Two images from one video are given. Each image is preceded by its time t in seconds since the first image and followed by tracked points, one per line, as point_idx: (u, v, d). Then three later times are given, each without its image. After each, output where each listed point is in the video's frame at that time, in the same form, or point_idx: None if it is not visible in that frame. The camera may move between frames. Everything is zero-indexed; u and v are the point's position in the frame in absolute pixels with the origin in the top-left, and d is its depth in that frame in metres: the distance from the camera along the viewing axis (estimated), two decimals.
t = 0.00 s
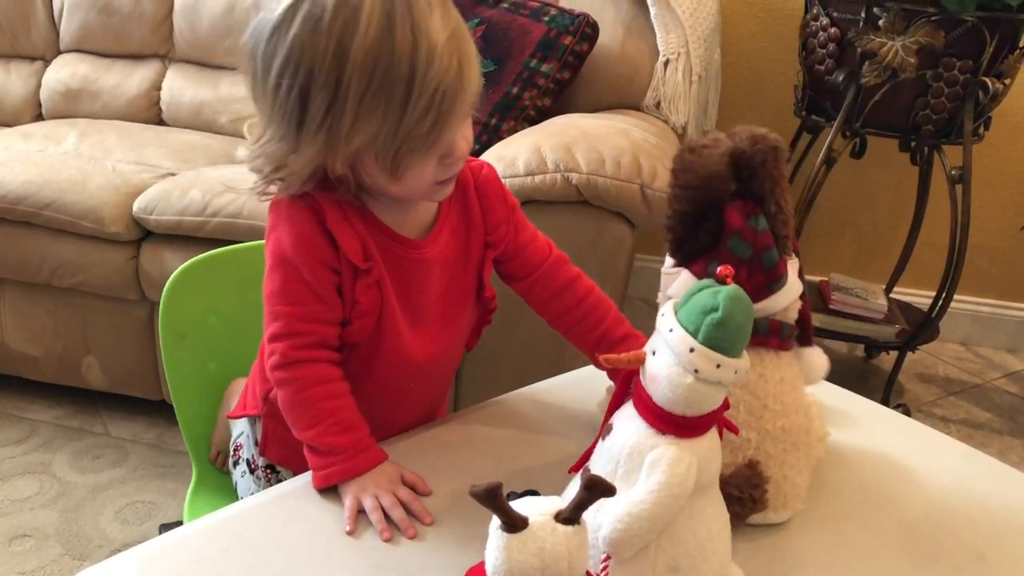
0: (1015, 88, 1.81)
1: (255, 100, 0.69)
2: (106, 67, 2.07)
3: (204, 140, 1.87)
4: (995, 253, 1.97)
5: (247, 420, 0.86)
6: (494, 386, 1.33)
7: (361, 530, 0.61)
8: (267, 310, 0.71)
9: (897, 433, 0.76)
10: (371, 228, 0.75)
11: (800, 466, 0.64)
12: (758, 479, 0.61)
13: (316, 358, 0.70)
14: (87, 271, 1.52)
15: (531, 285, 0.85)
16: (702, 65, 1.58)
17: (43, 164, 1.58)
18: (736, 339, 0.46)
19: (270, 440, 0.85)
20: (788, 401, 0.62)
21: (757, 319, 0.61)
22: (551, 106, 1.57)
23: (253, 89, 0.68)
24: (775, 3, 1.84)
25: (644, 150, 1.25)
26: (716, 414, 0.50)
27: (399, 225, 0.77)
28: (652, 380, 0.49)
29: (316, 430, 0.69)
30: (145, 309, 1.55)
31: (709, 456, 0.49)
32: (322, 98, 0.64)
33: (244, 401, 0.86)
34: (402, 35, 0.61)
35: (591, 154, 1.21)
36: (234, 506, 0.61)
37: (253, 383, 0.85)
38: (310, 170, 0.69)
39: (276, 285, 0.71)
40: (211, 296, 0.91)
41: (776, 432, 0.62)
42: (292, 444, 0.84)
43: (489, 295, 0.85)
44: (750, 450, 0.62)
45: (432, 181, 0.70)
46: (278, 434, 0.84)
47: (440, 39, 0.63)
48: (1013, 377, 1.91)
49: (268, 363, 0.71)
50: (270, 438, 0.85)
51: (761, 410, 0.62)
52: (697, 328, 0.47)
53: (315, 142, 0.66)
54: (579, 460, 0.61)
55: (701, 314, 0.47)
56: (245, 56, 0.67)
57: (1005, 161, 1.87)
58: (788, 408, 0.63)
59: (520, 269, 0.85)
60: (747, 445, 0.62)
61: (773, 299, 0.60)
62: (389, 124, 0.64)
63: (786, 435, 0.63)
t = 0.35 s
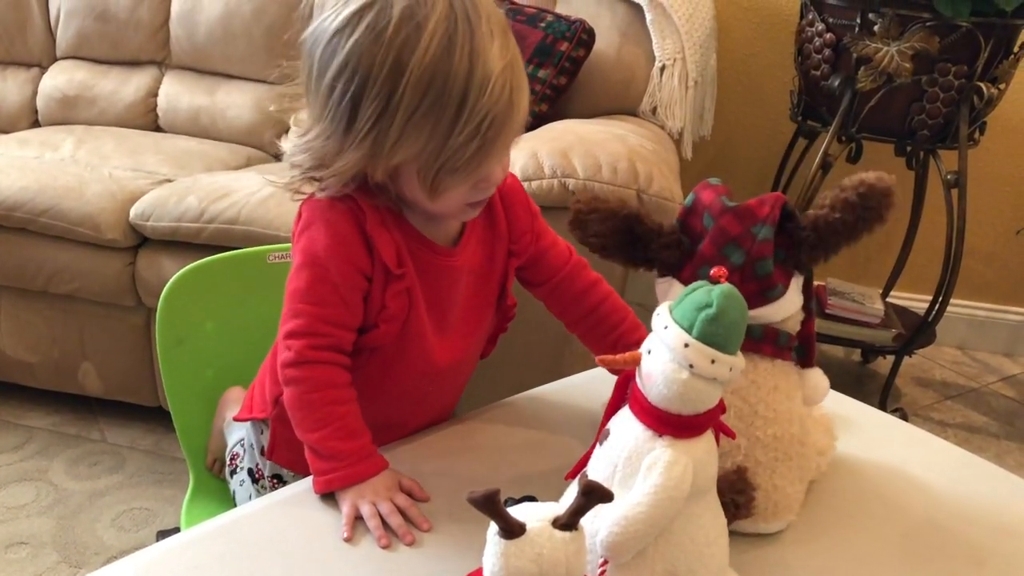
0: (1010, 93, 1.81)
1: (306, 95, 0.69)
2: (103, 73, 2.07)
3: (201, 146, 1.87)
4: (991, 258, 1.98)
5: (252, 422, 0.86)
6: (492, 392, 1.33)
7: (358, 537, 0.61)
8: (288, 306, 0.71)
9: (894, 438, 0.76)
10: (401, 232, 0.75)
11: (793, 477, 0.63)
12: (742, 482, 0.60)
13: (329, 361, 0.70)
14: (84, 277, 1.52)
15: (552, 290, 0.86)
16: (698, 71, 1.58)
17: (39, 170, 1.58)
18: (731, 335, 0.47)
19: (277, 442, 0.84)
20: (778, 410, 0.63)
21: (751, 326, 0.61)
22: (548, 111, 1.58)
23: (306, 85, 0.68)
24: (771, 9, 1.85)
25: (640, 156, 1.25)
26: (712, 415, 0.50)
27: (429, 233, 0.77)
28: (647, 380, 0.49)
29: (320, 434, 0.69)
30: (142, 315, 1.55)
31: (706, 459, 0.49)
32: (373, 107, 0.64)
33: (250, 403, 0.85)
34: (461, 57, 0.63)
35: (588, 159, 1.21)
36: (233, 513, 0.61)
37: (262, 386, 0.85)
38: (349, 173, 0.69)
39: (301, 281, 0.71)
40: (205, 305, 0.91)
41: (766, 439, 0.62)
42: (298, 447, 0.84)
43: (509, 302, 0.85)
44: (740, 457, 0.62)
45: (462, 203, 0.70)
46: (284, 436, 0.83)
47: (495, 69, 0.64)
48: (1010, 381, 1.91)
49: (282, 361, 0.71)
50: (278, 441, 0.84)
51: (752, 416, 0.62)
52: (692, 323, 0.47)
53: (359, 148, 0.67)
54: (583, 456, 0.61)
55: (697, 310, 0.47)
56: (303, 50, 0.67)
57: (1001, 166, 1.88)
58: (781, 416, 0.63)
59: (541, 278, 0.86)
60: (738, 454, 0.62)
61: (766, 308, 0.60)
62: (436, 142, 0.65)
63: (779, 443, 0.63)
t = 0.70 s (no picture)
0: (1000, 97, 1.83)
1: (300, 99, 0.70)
2: (96, 79, 2.07)
3: (194, 151, 1.87)
4: (981, 261, 1.99)
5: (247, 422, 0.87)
6: (485, 395, 1.33)
7: (350, 541, 0.61)
8: (284, 306, 0.71)
9: (884, 441, 0.77)
10: (396, 232, 0.75)
11: (782, 482, 0.64)
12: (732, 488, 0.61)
13: (326, 363, 0.71)
14: (77, 282, 1.51)
15: (546, 289, 0.86)
16: (690, 75, 1.59)
17: (32, 175, 1.58)
18: (717, 329, 0.47)
19: (270, 441, 0.84)
20: (768, 415, 0.63)
21: (741, 330, 0.61)
22: (541, 116, 1.58)
23: (301, 89, 0.69)
24: (763, 14, 1.86)
25: (633, 160, 1.26)
26: (702, 414, 0.51)
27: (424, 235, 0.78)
28: (636, 378, 0.50)
29: (314, 436, 0.69)
30: (135, 320, 1.55)
31: (697, 460, 0.50)
32: (363, 111, 0.65)
33: (246, 404, 0.86)
34: (450, 63, 0.64)
35: (580, 164, 1.22)
36: (226, 517, 0.61)
37: (258, 387, 0.85)
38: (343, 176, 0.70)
39: (298, 282, 0.71)
40: (197, 311, 0.91)
41: (755, 444, 0.63)
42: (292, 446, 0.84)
43: (501, 303, 0.87)
44: (728, 461, 0.63)
45: (453, 208, 0.71)
46: (278, 436, 0.83)
47: (484, 75, 0.65)
48: (1001, 384, 1.93)
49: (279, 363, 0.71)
50: (272, 441, 0.84)
51: (742, 422, 0.62)
52: (677, 318, 0.48)
53: (349, 152, 0.67)
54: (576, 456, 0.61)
55: (681, 306, 0.48)
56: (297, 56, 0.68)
57: (992, 169, 1.89)
58: (772, 421, 0.63)
59: (534, 278, 0.86)
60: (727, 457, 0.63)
61: (755, 313, 0.60)
62: (426, 145, 0.66)
63: (768, 448, 0.63)
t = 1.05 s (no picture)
0: (990, 100, 1.84)
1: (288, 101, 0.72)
2: (87, 84, 2.06)
3: (187, 157, 1.87)
4: (973, 264, 2.00)
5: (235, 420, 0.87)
6: (479, 400, 1.33)
7: (343, 547, 0.61)
8: (280, 308, 0.71)
9: (876, 444, 0.77)
10: (388, 231, 0.76)
11: (774, 488, 0.64)
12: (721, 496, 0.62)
13: (323, 365, 0.71)
14: (69, 288, 1.51)
15: (536, 277, 0.86)
16: (682, 80, 1.59)
17: (24, 181, 1.58)
18: (705, 329, 0.47)
19: (258, 438, 0.84)
20: (759, 421, 0.63)
21: (737, 336, 0.62)
22: (533, 121, 1.58)
23: (288, 91, 0.71)
24: (754, 18, 1.87)
25: (625, 164, 1.26)
26: (693, 416, 0.51)
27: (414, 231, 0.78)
28: (627, 380, 0.50)
29: (311, 439, 0.69)
30: (127, 326, 1.55)
31: (687, 461, 0.50)
32: (351, 105, 0.66)
33: (232, 402, 0.86)
34: (433, 52, 0.66)
35: (573, 168, 1.22)
36: (218, 523, 0.61)
37: (244, 386, 0.85)
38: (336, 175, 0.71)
39: (294, 284, 0.71)
40: (190, 315, 0.91)
41: (746, 450, 0.63)
42: (279, 442, 0.84)
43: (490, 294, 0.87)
44: (720, 466, 0.63)
45: (443, 199, 0.71)
46: (267, 433, 0.84)
47: (466, 63, 0.67)
48: (993, 386, 1.93)
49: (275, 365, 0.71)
50: (259, 436, 0.84)
51: (733, 427, 0.62)
52: (665, 319, 0.48)
53: (340, 147, 0.68)
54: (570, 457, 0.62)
55: (669, 307, 0.48)
56: (283, 59, 0.70)
57: (983, 172, 1.90)
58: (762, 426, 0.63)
59: (525, 268, 0.87)
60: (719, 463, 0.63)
61: (750, 321, 0.61)
62: (413, 134, 0.67)
63: (759, 453, 0.63)
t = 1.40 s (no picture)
0: (983, 104, 1.85)
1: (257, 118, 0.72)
2: (82, 90, 2.06)
3: (182, 162, 1.86)
4: (967, 267, 2.00)
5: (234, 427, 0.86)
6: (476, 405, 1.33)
7: (340, 553, 0.61)
8: (267, 319, 0.71)
9: (874, 447, 0.77)
10: (374, 238, 0.75)
11: (771, 492, 0.64)
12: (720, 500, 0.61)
13: (312, 372, 0.71)
14: (65, 294, 1.51)
15: (531, 270, 0.87)
16: (677, 84, 1.60)
17: (18, 188, 1.57)
18: (702, 332, 0.47)
19: (256, 443, 0.84)
20: (756, 424, 0.63)
21: (733, 341, 0.61)
22: (529, 125, 1.58)
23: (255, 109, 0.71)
24: (749, 22, 1.88)
25: (621, 169, 1.26)
26: (690, 418, 0.51)
27: (398, 237, 0.78)
28: (623, 382, 0.50)
29: (302, 446, 0.68)
30: (123, 332, 1.54)
31: (685, 466, 0.50)
32: (309, 117, 0.66)
33: (231, 410, 0.86)
34: (381, 53, 0.64)
35: (568, 172, 1.22)
36: (214, 529, 0.61)
37: (241, 392, 0.85)
38: (306, 184, 0.71)
39: (279, 295, 0.71)
40: (188, 320, 0.91)
41: (744, 453, 0.63)
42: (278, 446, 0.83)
43: (483, 297, 0.86)
44: (717, 471, 0.63)
45: (418, 199, 0.71)
46: (266, 438, 0.83)
47: (417, 62, 0.65)
48: (989, 388, 1.94)
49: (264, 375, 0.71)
50: (258, 442, 0.83)
51: (731, 431, 0.62)
52: (662, 321, 0.48)
53: (304, 160, 0.69)
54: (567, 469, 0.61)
55: (666, 309, 0.48)
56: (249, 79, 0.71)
57: (977, 175, 1.91)
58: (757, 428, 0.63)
59: (520, 258, 0.88)
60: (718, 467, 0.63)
61: (746, 325, 0.61)
62: (371, 139, 0.66)
63: (756, 457, 0.63)
